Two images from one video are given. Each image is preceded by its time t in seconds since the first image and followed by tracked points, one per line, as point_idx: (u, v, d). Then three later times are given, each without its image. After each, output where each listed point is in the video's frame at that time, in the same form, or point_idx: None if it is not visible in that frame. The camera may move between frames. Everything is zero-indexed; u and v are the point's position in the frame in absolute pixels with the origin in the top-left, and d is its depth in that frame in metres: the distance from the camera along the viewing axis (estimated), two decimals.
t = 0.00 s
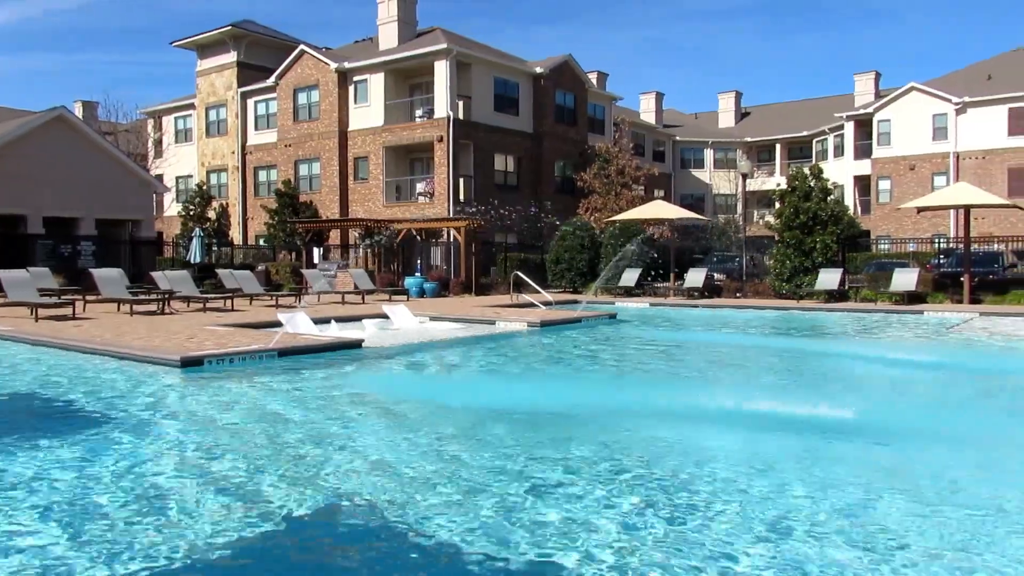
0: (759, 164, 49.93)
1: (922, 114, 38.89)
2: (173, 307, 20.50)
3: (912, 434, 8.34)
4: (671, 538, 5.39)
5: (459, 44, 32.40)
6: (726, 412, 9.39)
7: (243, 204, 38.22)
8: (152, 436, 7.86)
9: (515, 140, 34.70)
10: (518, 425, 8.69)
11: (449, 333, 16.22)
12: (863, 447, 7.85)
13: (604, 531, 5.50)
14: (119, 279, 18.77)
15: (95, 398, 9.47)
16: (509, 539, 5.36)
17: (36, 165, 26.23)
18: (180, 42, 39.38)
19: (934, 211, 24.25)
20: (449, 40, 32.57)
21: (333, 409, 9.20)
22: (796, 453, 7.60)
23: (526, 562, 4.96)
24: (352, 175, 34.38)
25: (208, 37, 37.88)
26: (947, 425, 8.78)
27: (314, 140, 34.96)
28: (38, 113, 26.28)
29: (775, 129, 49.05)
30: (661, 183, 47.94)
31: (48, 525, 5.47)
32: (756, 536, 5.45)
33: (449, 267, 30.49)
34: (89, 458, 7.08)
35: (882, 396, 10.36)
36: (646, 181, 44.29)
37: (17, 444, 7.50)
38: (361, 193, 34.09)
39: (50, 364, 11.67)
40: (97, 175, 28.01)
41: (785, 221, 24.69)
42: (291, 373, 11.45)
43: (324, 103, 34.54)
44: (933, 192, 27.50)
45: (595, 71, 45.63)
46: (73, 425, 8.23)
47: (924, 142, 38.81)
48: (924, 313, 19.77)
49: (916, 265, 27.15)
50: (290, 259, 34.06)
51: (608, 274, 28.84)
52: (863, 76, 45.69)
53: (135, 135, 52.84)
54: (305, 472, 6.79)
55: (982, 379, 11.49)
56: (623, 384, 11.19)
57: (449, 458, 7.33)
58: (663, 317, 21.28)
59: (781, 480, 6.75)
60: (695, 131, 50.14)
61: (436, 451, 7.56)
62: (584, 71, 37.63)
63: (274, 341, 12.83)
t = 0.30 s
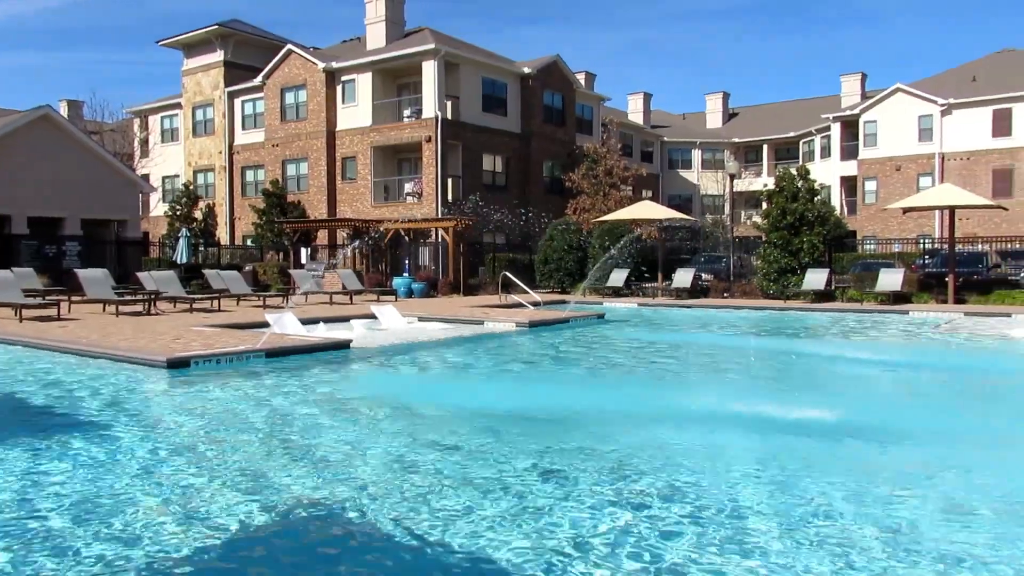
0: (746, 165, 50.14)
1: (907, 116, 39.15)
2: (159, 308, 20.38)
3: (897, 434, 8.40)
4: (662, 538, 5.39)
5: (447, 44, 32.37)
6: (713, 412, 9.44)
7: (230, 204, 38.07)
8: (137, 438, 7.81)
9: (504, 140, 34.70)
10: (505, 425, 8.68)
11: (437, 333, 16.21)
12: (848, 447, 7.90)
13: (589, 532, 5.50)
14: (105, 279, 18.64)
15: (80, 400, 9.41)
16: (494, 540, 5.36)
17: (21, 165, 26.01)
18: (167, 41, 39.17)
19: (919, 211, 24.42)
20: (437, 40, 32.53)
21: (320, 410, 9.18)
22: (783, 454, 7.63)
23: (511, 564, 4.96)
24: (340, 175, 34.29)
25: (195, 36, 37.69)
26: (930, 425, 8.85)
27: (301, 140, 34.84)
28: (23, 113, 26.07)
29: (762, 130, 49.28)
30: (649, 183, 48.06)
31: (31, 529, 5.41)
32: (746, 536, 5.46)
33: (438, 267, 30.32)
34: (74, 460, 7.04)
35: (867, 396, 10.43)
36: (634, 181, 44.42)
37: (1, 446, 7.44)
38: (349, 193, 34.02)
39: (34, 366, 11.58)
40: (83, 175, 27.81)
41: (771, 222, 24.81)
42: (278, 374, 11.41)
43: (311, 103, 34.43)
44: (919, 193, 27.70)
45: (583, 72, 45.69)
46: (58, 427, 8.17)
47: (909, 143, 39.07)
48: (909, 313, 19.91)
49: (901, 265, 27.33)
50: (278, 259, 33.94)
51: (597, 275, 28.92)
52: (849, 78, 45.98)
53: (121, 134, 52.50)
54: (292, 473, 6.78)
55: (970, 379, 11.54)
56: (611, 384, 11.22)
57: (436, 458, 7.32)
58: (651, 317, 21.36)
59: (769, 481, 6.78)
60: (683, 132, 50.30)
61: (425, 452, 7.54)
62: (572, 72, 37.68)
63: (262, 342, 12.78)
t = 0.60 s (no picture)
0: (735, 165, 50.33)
1: (894, 116, 39.37)
2: (147, 308, 20.27)
3: (884, 432, 8.48)
4: (653, 539, 5.38)
5: (437, 44, 32.35)
6: (703, 411, 9.49)
7: (218, 204, 37.91)
8: (126, 438, 7.79)
9: (493, 140, 34.72)
10: (495, 425, 8.70)
11: (426, 333, 16.20)
12: (836, 445, 7.96)
13: (579, 531, 5.52)
14: (92, 279, 18.53)
15: (68, 400, 9.36)
16: (484, 539, 5.37)
17: (7, 164, 25.82)
18: (154, 39, 38.98)
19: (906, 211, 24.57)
20: (426, 40, 32.50)
21: (310, 410, 9.16)
22: (773, 453, 7.64)
23: (501, 563, 4.97)
24: (329, 175, 34.22)
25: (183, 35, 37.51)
26: (917, 423, 8.93)
27: (290, 139, 34.73)
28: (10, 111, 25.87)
29: (750, 131, 49.48)
30: (638, 183, 48.17)
31: (17, 531, 5.37)
32: (737, 537, 5.46)
33: (427, 267, 30.49)
34: (61, 460, 7.01)
35: (855, 395, 10.50)
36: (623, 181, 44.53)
37: None
38: (338, 193, 33.95)
39: (20, 366, 11.51)
40: (70, 174, 27.64)
41: (760, 222, 24.90)
42: (268, 374, 11.38)
43: (300, 103, 34.32)
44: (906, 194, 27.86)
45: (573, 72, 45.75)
46: (45, 428, 8.13)
47: (896, 144, 39.32)
48: (895, 313, 20.00)
49: (889, 265, 27.49)
50: (266, 259, 33.81)
51: (586, 274, 28.96)
52: (837, 79, 46.22)
53: (108, 133, 52.18)
54: (282, 472, 6.77)
55: (954, 378, 11.65)
56: (600, 383, 11.25)
57: (426, 458, 7.32)
58: (640, 317, 21.42)
59: (761, 481, 6.78)
60: (672, 132, 50.43)
61: (416, 452, 7.52)
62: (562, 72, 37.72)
63: (250, 342, 12.74)
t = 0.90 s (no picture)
0: (722, 166, 50.55)
1: (879, 118, 39.63)
2: (132, 308, 20.13)
3: (869, 431, 8.56)
4: (641, 539, 5.37)
5: (424, 44, 32.28)
6: (691, 410, 9.56)
7: (203, 204, 37.70)
8: (111, 439, 7.74)
9: (480, 140, 34.70)
10: (483, 425, 8.70)
11: (413, 333, 16.17)
12: (822, 444, 8.02)
13: (568, 531, 5.51)
14: (75, 279, 18.37)
15: (50, 401, 9.30)
16: (474, 539, 5.36)
17: None
18: (139, 38, 38.71)
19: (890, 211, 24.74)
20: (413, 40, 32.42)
21: (296, 410, 9.13)
22: (760, 452, 7.70)
23: (491, 564, 4.95)
24: (315, 175, 34.11)
25: (167, 33, 37.27)
26: (898, 421, 9.06)
27: (276, 139, 34.60)
28: None
29: (736, 132, 49.71)
30: (625, 184, 48.29)
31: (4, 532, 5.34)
32: (725, 535, 5.49)
33: (414, 267, 30.32)
34: (46, 462, 6.96)
35: (839, 393, 10.60)
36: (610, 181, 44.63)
37: None
38: (325, 193, 33.83)
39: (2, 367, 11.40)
40: (52, 173, 27.39)
41: (746, 222, 25.02)
42: (254, 375, 11.32)
43: (286, 103, 34.19)
44: (890, 194, 28.04)
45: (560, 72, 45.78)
46: (28, 429, 8.07)
47: (880, 144, 39.61)
48: (879, 313, 20.14)
49: (873, 266, 27.70)
50: (253, 259, 33.67)
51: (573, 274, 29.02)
52: (822, 80, 46.50)
53: (92, 133, 51.75)
54: (269, 473, 6.76)
55: (937, 377, 11.74)
56: (587, 383, 11.29)
57: (415, 458, 7.30)
58: (627, 317, 21.47)
59: (750, 480, 6.80)
60: (659, 133, 50.56)
61: (404, 453, 7.49)
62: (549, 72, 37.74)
63: (236, 342, 12.67)
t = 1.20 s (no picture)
0: (714, 166, 50.66)
1: (871, 118, 39.77)
2: (123, 308, 20.03)
3: (862, 430, 8.60)
4: (642, 543, 5.30)
5: (417, 44, 32.23)
6: (685, 409, 9.57)
7: (195, 204, 37.56)
8: (103, 440, 7.69)
9: (473, 140, 34.69)
10: (477, 425, 8.70)
11: (406, 333, 16.14)
12: (816, 443, 8.04)
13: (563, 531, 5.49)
14: (67, 280, 18.27)
15: (40, 402, 9.24)
16: (469, 539, 5.33)
17: None
18: (130, 37, 38.57)
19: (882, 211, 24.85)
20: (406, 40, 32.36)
21: (289, 411, 9.10)
22: (754, 450, 7.72)
23: (486, 563, 4.95)
24: (308, 175, 34.03)
25: (159, 32, 37.13)
26: (891, 420, 9.11)
27: (268, 139, 34.50)
28: None
29: (729, 132, 49.84)
30: (618, 184, 48.33)
31: None
32: (720, 534, 5.49)
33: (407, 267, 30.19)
34: (37, 463, 6.91)
35: (831, 392, 10.64)
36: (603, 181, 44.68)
37: None
38: (317, 193, 33.77)
39: None
40: (43, 172, 27.23)
41: (738, 223, 25.07)
42: (246, 375, 11.27)
43: (278, 102, 34.10)
44: (881, 194, 28.15)
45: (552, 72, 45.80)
46: (19, 430, 8.00)
47: (872, 145, 39.75)
48: (871, 313, 20.20)
49: (864, 266, 27.81)
50: (245, 259, 33.56)
51: (566, 274, 29.01)
52: (814, 81, 46.65)
53: (83, 133, 51.50)
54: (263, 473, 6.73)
55: (926, 377, 11.77)
56: (581, 382, 11.29)
57: (409, 458, 7.28)
58: (621, 317, 21.50)
59: (745, 479, 6.80)
60: (651, 133, 50.64)
61: (397, 453, 7.45)
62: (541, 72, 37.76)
63: (228, 343, 12.63)
